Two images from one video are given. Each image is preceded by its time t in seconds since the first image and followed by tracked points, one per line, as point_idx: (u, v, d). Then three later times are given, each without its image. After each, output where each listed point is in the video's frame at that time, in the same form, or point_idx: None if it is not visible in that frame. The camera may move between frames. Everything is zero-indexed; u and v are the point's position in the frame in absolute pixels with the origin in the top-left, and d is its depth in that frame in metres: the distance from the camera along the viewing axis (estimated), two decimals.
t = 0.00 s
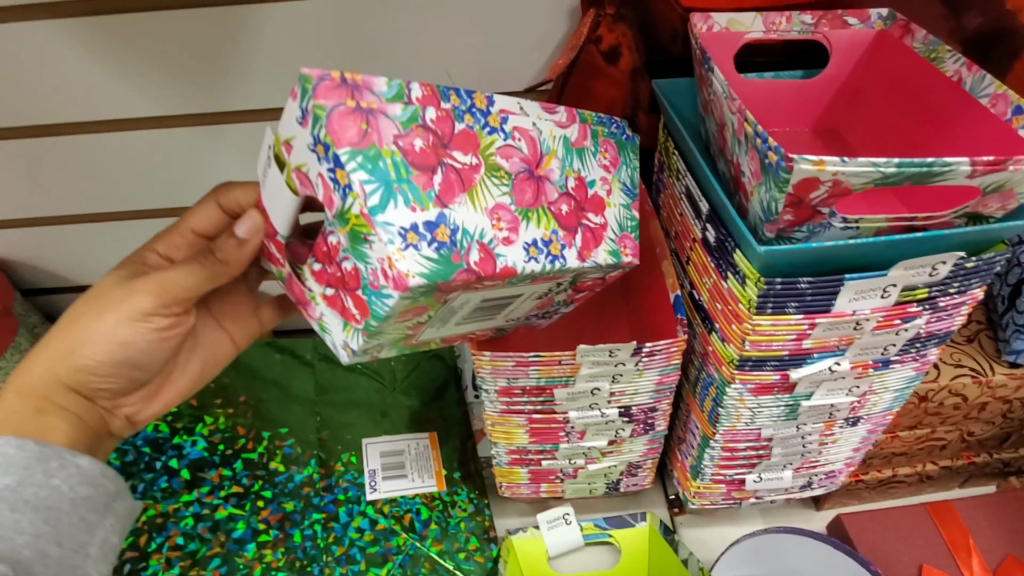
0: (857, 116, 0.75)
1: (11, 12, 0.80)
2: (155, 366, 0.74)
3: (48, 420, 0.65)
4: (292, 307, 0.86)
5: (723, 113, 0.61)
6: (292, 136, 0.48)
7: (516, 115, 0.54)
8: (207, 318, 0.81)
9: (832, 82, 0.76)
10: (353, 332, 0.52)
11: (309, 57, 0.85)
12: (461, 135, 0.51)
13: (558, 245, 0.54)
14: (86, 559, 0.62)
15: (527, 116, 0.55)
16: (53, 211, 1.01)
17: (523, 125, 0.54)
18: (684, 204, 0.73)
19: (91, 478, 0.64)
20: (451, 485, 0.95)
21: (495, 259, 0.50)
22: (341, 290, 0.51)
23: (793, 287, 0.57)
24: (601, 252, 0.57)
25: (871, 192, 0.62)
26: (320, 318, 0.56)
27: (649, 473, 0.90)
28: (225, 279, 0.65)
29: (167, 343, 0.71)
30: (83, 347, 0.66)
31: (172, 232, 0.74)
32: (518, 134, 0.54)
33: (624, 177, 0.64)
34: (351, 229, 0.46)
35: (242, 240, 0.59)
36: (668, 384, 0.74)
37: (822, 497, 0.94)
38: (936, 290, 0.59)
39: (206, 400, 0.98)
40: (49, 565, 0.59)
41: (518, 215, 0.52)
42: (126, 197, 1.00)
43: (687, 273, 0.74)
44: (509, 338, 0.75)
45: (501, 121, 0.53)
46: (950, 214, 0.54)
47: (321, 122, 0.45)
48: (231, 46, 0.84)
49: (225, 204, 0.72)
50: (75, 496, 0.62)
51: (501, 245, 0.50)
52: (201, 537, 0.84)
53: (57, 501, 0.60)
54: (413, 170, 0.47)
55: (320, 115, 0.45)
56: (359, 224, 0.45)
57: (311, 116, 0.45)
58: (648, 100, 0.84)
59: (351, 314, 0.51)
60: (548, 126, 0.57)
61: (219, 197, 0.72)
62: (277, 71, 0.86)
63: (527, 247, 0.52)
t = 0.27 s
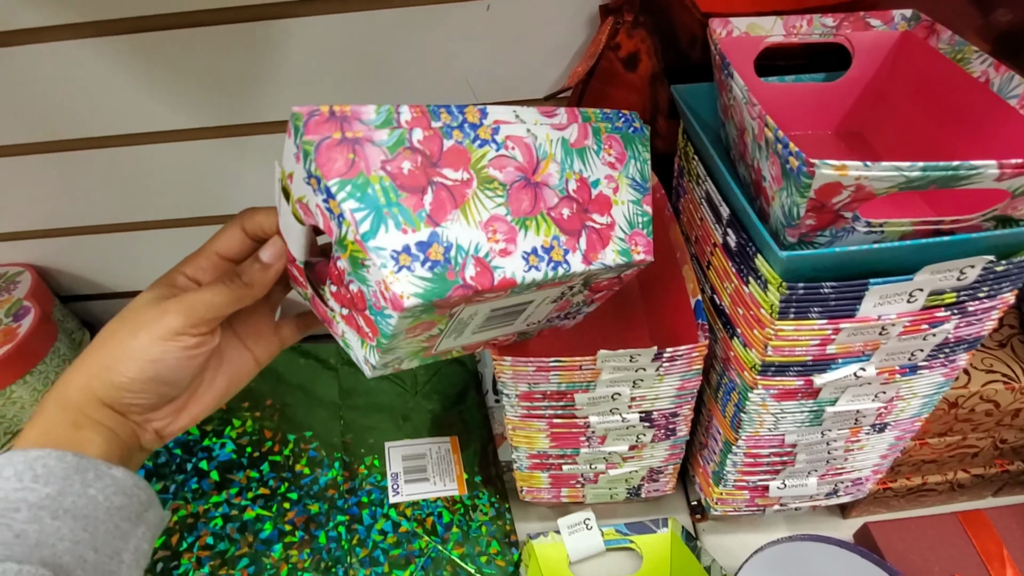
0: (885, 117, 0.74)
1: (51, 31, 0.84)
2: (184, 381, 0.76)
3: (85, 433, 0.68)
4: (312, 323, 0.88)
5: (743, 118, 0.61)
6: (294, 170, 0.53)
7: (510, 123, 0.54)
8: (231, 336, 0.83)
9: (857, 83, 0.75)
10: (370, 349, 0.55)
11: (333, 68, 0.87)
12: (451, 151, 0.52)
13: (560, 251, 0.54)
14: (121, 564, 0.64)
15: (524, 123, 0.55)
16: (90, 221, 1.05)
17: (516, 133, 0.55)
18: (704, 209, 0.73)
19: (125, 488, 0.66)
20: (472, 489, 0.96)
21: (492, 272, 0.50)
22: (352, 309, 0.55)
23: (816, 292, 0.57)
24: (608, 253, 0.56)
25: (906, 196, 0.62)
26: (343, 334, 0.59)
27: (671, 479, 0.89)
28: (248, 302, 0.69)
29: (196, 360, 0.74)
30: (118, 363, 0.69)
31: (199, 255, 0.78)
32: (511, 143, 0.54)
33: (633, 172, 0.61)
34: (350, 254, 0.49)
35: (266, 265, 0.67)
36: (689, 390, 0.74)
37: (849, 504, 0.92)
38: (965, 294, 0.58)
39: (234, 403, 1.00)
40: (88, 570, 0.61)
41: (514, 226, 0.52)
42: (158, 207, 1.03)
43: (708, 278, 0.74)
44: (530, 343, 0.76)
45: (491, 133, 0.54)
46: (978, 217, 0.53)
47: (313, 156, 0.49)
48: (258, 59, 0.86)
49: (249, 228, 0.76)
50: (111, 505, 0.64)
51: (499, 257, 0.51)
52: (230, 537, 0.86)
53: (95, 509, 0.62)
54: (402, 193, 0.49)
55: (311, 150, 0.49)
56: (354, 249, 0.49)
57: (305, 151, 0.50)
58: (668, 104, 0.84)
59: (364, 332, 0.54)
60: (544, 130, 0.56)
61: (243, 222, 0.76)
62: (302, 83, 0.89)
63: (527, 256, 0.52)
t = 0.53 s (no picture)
0: (897, 124, 0.75)
1: (82, 45, 0.87)
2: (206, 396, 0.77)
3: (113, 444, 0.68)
4: (325, 342, 0.90)
5: (756, 126, 0.63)
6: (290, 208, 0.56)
7: (494, 140, 0.56)
8: (249, 354, 0.84)
9: (867, 92, 0.76)
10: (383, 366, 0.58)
11: (352, 79, 0.89)
12: (433, 177, 0.54)
13: (554, 265, 0.55)
14: (148, 567, 0.66)
15: (511, 139, 0.56)
16: (114, 228, 1.08)
17: (501, 149, 0.56)
18: (718, 216, 0.74)
19: (152, 494, 0.68)
20: (486, 492, 0.97)
21: (483, 292, 0.53)
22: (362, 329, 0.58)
23: (830, 296, 0.58)
24: (606, 260, 0.56)
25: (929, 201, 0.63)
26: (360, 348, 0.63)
27: (684, 482, 0.90)
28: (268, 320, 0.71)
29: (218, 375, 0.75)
30: (144, 378, 0.70)
31: (222, 274, 0.78)
32: (497, 160, 0.56)
33: (632, 172, 0.59)
34: (348, 286, 0.53)
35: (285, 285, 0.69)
36: (703, 393, 0.75)
37: (862, 509, 0.93)
38: (977, 299, 0.59)
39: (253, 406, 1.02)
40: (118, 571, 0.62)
41: (503, 244, 0.54)
42: (180, 214, 1.06)
43: (721, 284, 0.75)
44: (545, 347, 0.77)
45: (475, 152, 0.55)
46: (989, 223, 0.54)
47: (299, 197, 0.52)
48: (280, 70, 0.89)
49: (268, 250, 0.77)
50: (139, 510, 0.66)
51: (489, 277, 0.53)
52: (251, 537, 0.88)
53: (124, 514, 0.64)
54: (387, 226, 0.52)
55: (297, 192, 0.52)
56: (350, 282, 0.52)
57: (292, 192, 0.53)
58: (680, 112, 0.85)
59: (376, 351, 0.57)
60: (532, 142, 0.57)
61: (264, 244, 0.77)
62: (322, 93, 0.91)
63: (518, 273, 0.54)
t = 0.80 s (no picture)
0: (914, 128, 0.76)
1: (108, 49, 0.89)
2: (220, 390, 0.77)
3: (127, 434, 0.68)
4: (334, 341, 0.90)
5: (773, 127, 0.63)
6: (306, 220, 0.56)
7: (512, 152, 0.57)
8: (264, 352, 0.84)
9: (883, 95, 0.77)
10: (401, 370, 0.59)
11: (370, 82, 0.91)
12: (451, 191, 0.55)
13: (571, 278, 0.55)
14: (161, 554, 0.66)
15: (530, 148, 0.58)
16: (134, 229, 1.09)
17: (519, 160, 0.57)
18: (733, 217, 0.74)
19: (165, 482, 0.68)
20: (499, 494, 0.97)
21: (500, 306, 0.53)
22: (379, 334, 0.58)
23: (848, 296, 0.58)
24: (624, 272, 0.57)
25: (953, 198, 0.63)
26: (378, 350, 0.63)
27: (698, 486, 0.90)
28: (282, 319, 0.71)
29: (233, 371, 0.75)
30: (159, 370, 0.70)
31: (240, 271, 0.78)
32: (515, 171, 0.57)
33: (653, 180, 0.60)
34: (366, 299, 0.54)
35: (303, 284, 0.69)
36: (719, 395, 0.75)
37: (878, 514, 0.92)
38: (996, 300, 0.59)
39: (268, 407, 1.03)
40: (133, 556, 0.62)
41: (521, 257, 0.55)
42: (198, 216, 1.07)
43: (737, 285, 0.75)
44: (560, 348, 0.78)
45: (493, 164, 0.57)
46: (1009, 223, 0.54)
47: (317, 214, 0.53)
48: (300, 74, 0.90)
49: (289, 251, 0.77)
50: (153, 497, 0.66)
51: (506, 291, 0.54)
52: (265, 535, 0.88)
53: (138, 500, 0.64)
54: (404, 240, 0.53)
55: (314, 208, 0.53)
56: (368, 297, 0.53)
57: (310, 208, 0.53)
58: (694, 115, 0.86)
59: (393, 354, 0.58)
60: (551, 151, 0.58)
61: (283, 244, 0.77)
62: (340, 97, 0.92)
63: (535, 286, 0.55)
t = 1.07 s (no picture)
0: (922, 132, 0.76)
1: (124, 55, 0.90)
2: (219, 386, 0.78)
3: (125, 425, 0.68)
4: (333, 337, 0.92)
5: (782, 129, 0.63)
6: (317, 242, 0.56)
7: (528, 172, 0.57)
8: (266, 352, 0.85)
9: (891, 99, 0.77)
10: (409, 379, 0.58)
11: (381, 87, 0.92)
12: (463, 215, 0.56)
13: (583, 300, 0.57)
14: (157, 547, 0.66)
15: (546, 167, 0.58)
16: (145, 232, 1.11)
17: (534, 181, 0.57)
18: (741, 220, 0.74)
19: (163, 475, 0.68)
20: (505, 497, 0.97)
21: (511, 331, 0.55)
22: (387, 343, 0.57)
23: (858, 297, 0.58)
24: (637, 293, 0.59)
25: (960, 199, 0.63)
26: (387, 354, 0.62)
27: (706, 490, 0.89)
28: (286, 318, 0.70)
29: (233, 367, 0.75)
30: (161, 363, 0.70)
31: (246, 267, 0.79)
32: (530, 193, 0.57)
33: (671, 197, 0.61)
34: (376, 323, 0.55)
35: (312, 287, 0.68)
36: (727, 398, 0.75)
37: (888, 521, 0.91)
38: (1008, 301, 0.59)
39: (276, 409, 1.03)
40: (129, 550, 0.63)
41: (534, 282, 0.56)
42: (210, 219, 1.08)
43: (745, 288, 0.75)
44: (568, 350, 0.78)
45: (508, 185, 0.57)
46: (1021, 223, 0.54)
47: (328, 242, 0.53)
48: (312, 79, 0.91)
49: (296, 250, 0.77)
50: (149, 490, 0.66)
51: (518, 316, 0.56)
52: (272, 537, 0.88)
53: (134, 494, 0.64)
54: (416, 267, 0.54)
55: (324, 233, 0.53)
56: (378, 322, 0.54)
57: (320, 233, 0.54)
58: (702, 119, 0.86)
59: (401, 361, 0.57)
60: (568, 169, 0.58)
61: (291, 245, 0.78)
62: (351, 101, 0.93)
63: (547, 310, 0.56)
